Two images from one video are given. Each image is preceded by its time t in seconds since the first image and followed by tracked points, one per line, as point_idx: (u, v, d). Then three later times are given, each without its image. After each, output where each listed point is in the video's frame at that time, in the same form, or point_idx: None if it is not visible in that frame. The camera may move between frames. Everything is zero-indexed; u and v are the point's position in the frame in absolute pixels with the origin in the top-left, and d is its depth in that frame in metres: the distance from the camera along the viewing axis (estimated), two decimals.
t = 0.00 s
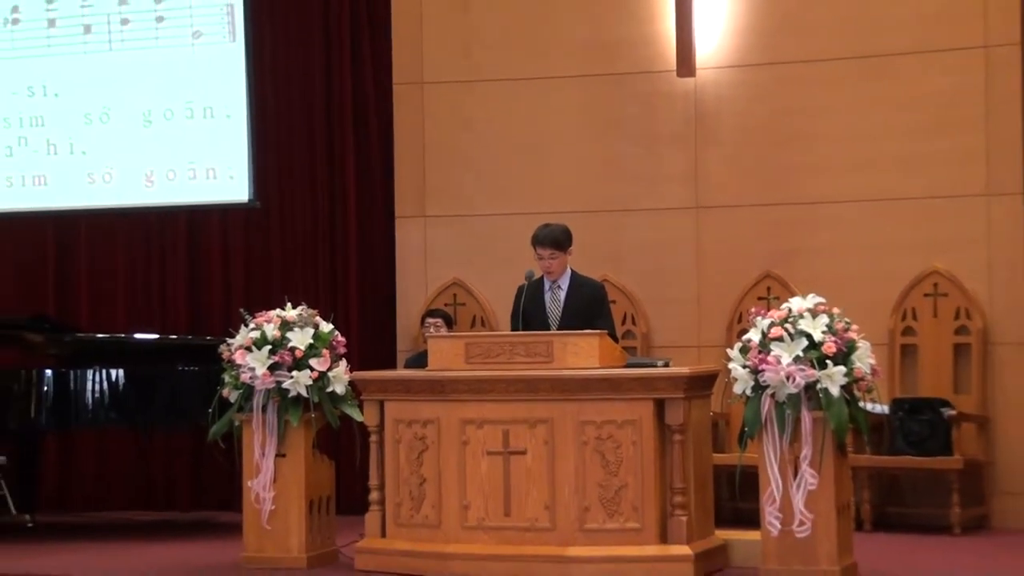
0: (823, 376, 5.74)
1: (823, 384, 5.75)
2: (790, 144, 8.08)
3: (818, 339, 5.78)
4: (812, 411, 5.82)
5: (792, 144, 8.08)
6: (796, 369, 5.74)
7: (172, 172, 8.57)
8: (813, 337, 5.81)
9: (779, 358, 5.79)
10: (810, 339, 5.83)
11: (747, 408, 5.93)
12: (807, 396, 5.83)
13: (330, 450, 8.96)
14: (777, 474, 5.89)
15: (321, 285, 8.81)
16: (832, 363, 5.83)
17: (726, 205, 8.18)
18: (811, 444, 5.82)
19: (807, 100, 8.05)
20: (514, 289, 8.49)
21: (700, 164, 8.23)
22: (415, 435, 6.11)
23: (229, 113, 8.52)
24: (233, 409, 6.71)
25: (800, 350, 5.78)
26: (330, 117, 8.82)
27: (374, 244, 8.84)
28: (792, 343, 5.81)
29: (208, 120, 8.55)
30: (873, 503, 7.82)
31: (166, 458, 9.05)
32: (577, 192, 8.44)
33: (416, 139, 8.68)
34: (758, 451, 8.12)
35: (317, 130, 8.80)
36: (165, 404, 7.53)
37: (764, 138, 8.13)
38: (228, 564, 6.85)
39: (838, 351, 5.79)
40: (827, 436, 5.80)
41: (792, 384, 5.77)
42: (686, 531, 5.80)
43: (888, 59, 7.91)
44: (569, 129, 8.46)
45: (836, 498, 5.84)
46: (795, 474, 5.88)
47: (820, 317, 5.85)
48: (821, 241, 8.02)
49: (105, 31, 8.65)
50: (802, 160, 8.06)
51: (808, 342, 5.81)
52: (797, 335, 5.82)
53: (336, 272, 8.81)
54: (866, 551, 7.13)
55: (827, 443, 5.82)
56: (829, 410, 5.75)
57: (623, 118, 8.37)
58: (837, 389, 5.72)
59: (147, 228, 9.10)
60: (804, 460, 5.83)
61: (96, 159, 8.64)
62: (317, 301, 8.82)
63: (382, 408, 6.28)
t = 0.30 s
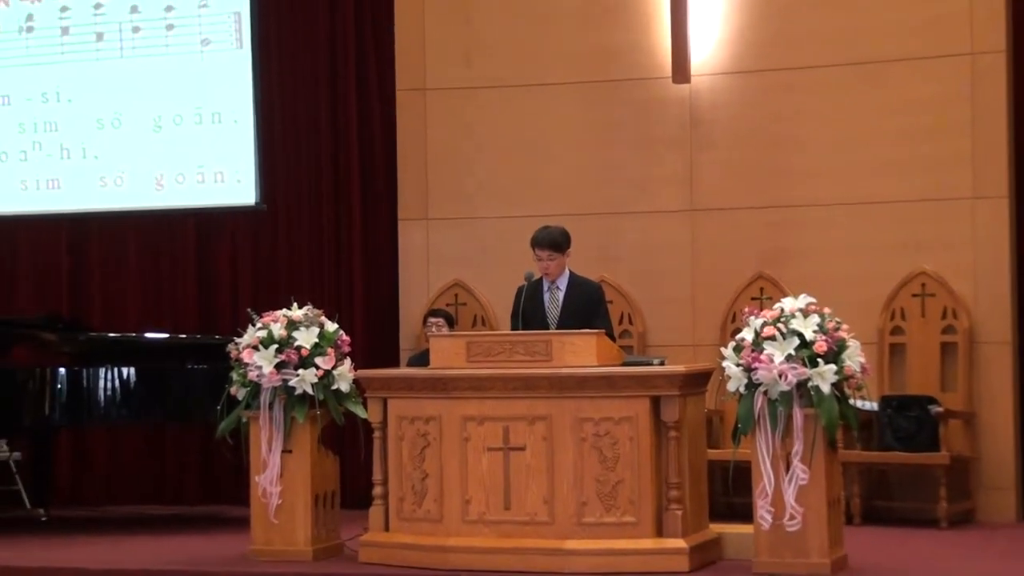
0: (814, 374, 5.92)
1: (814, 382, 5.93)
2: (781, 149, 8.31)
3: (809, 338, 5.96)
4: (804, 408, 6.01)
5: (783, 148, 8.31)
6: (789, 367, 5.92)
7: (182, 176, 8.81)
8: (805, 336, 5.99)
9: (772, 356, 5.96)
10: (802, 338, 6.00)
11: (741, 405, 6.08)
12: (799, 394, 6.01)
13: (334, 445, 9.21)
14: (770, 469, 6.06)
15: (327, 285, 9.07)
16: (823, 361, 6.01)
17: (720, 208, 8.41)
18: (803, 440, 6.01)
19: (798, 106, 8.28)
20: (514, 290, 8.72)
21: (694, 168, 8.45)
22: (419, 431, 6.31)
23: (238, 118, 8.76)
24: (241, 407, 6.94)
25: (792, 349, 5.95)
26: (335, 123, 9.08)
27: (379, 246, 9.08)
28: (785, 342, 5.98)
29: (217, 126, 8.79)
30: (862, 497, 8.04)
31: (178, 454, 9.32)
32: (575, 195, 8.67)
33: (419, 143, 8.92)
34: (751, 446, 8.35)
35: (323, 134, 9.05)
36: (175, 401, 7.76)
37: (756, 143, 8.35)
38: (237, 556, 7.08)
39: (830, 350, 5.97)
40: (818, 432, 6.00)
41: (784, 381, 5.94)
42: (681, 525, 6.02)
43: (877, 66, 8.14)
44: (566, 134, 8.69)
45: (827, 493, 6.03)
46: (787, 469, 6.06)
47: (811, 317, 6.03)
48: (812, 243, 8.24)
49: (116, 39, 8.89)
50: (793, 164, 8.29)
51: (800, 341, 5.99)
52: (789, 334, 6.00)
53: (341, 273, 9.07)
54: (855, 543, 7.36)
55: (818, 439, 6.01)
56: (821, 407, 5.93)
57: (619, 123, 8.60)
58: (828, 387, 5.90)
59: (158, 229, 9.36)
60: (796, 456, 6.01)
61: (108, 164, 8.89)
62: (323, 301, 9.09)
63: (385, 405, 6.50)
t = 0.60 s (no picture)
0: (806, 371, 6.06)
1: (806, 379, 6.07)
2: (774, 153, 8.54)
3: (801, 337, 6.11)
4: (796, 405, 6.17)
5: (775, 152, 8.54)
6: (781, 364, 6.07)
7: (190, 178, 9.04)
8: (797, 335, 6.14)
9: (764, 354, 6.11)
10: (794, 336, 6.15)
11: (734, 402, 6.27)
12: (792, 391, 6.17)
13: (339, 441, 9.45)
14: (763, 464, 6.23)
15: (331, 285, 9.32)
16: (815, 359, 6.16)
17: (714, 211, 8.64)
18: (795, 436, 6.17)
19: (790, 111, 8.51)
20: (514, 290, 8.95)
21: (689, 171, 8.68)
22: (421, 427, 6.55)
23: (245, 122, 8.98)
24: (249, 403, 7.17)
25: (784, 347, 6.10)
26: (339, 127, 9.31)
27: (383, 247, 9.33)
28: (777, 340, 6.13)
29: (224, 130, 9.02)
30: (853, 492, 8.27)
31: (187, 449, 9.55)
32: (573, 198, 8.91)
33: (421, 147, 9.15)
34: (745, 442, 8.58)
35: (328, 138, 9.30)
36: (185, 398, 7.97)
37: (749, 146, 8.59)
38: (245, 548, 7.31)
39: (821, 348, 6.11)
40: (810, 428, 6.16)
41: (777, 378, 6.09)
42: (677, 518, 6.22)
43: (866, 72, 8.37)
44: (565, 138, 8.93)
45: (818, 488, 6.20)
46: (779, 464, 6.22)
47: (803, 316, 6.18)
48: (803, 245, 8.48)
49: (127, 46, 9.14)
50: (785, 167, 8.52)
51: (792, 339, 6.13)
52: (782, 332, 6.14)
53: (345, 273, 9.30)
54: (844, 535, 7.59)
55: (809, 435, 6.17)
56: (812, 404, 6.08)
57: (616, 127, 8.83)
58: (819, 384, 6.05)
59: (168, 230, 9.63)
60: (788, 451, 6.18)
61: (120, 167, 9.14)
62: (328, 301, 9.32)
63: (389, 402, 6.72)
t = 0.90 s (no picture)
0: (799, 370, 6.27)
1: (800, 378, 6.28)
2: (768, 158, 8.76)
3: (795, 336, 6.30)
4: (790, 403, 6.37)
5: (770, 156, 8.76)
6: (775, 363, 6.27)
7: (199, 182, 9.26)
8: (791, 334, 6.33)
9: (760, 353, 6.31)
10: (789, 336, 6.34)
11: (730, 400, 6.47)
12: (786, 389, 6.36)
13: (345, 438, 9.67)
14: (758, 461, 6.43)
15: (336, 286, 9.54)
16: (809, 358, 6.35)
17: (710, 213, 8.86)
18: (789, 433, 6.37)
19: (784, 116, 8.73)
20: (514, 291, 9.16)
21: (686, 175, 8.91)
22: (424, 424, 6.76)
23: (252, 127, 9.19)
24: (256, 401, 7.37)
25: (779, 346, 6.29)
26: (344, 132, 9.53)
27: (386, 248, 9.54)
28: (772, 339, 6.33)
29: (233, 135, 9.24)
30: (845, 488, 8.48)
31: (195, 446, 9.78)
32: (572, 201, 9.13)
33: (424, 152, 9.39)
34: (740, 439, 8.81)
35: (333, 143, 9.52)
36: (194, 395, 8.20)
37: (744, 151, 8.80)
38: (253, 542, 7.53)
39: (814, 347, 6.31)
40: (804, 425, 6.36)
41: (771, 377, 6.29)
42: (673, 513, 6.44)
43: (857, 79, 8.59)
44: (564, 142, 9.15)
45: (811, 483, 6.41)
46: (774, 461, 6.42)
47: (797, 316, 6.37)
48: (797, 247, 8.70)
49: (139, 54, 9.37)
50: (779, 172, 8.74)
51: (787, 339, 6.32)
52: (776, 332, 6.34)
53: (350, 274, 9.52)
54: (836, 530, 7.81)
55: (803, 431, 6.38)
56: (805, 401, 6.29)
57: (614, 132, 9.05)
58: (812, 382, 6.25)
59: (178, 232, 9.88)
60: (782, 448, 6.38)
61: (131, 171, 9.37)
62: (333, 302, 9.54)
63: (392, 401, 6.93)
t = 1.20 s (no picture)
0: (792, 368, 6.50)
1: (792, 375, 6.50)
2: (761, 161, 9.00)
3: (787, 335, 6.53)
4: (783, 400, 6.59)
5: (762, 160, 8.99)
6: (768, 361, 6.49)
7: (206, 185, 9.47)
8: (784, 333, 6.56)
9: (753, 351, 6.55)
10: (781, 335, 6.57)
11: (724, 397, 6.70)
12: (778, 386, 6.59)
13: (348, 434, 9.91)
14: (751, 456, 6.66)
15: (339, 286, 9.75)
16: (800, 356, 6.59)
17: (705, 215, 9.10)
18: (782, 429, 6.60)
19: (776, 121, 8.97)
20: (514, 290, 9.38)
21: (681, 178, 9.14)
22: (426, 421, 6.98)
23: (258, 131, 9.41)
24: (261, 398, 7.57)
25: (772, 345, 6.53)
26: (346, 134, 9.74)
27: (388, 249, 9.76)
28: (765, 337, 6.57)
29: (239, 139, 9.45)
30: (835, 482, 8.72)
31: (203, 441, 10.02)
32: (570, 203, 9.35)
33: (425, 155, 9.61)
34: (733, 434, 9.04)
35: (336, 146, 9.74)
36: (202, 393, 8.42)
37: (738, 155, 9.04)
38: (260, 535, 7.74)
39: (806, 346, 6.55)
40: (796, 421, 6.59)
41: (764, 374, 6.51)
42: (669, 506, 6.64)
43: (848, 85, 8.83)
44: (562, 146, 9.37)
45: (802, 477, 6.63)
46: (767, 456, 6.65)
47: (790, 315, 6.61)
48: (790, 248, 8.93)
49: (147, 60, 9.58)
50: (772, 175, 8.97)
51: (780, 338, 6.55)
52: (769, 330, 6.58)
53: (352, 274, 9.74)
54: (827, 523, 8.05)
55: (795, 427, 6.61)
56: (797, 398, 6.52)
57: (611, 136, 9.28)
58: (804, 379, 6.48)
59: (186, 233, 10.10)
60: (775, 443, 6.60)
61: (140, 174, 9.59)
62: (336, 302, 9.76)
63: (394, 398, 7.16)
